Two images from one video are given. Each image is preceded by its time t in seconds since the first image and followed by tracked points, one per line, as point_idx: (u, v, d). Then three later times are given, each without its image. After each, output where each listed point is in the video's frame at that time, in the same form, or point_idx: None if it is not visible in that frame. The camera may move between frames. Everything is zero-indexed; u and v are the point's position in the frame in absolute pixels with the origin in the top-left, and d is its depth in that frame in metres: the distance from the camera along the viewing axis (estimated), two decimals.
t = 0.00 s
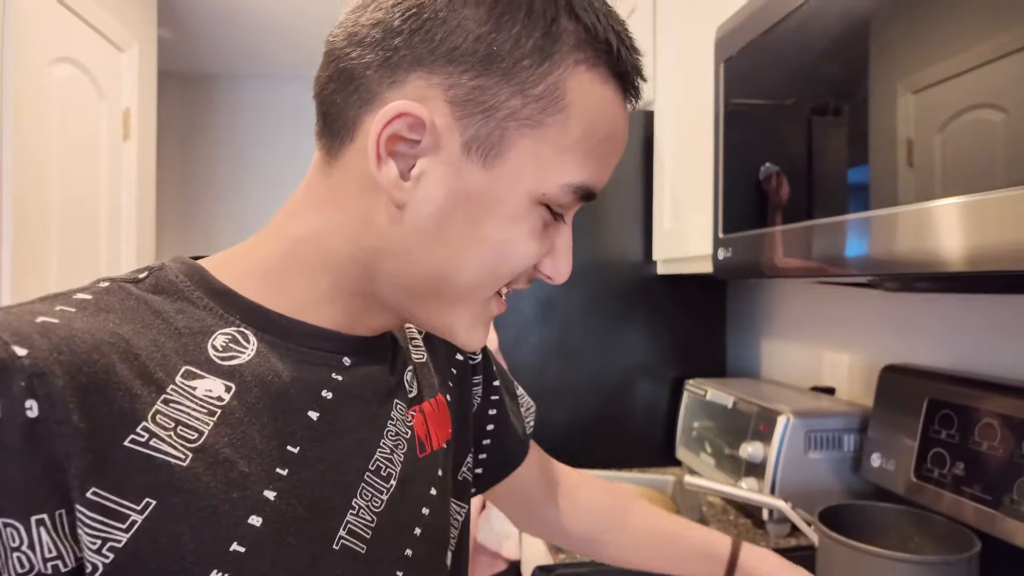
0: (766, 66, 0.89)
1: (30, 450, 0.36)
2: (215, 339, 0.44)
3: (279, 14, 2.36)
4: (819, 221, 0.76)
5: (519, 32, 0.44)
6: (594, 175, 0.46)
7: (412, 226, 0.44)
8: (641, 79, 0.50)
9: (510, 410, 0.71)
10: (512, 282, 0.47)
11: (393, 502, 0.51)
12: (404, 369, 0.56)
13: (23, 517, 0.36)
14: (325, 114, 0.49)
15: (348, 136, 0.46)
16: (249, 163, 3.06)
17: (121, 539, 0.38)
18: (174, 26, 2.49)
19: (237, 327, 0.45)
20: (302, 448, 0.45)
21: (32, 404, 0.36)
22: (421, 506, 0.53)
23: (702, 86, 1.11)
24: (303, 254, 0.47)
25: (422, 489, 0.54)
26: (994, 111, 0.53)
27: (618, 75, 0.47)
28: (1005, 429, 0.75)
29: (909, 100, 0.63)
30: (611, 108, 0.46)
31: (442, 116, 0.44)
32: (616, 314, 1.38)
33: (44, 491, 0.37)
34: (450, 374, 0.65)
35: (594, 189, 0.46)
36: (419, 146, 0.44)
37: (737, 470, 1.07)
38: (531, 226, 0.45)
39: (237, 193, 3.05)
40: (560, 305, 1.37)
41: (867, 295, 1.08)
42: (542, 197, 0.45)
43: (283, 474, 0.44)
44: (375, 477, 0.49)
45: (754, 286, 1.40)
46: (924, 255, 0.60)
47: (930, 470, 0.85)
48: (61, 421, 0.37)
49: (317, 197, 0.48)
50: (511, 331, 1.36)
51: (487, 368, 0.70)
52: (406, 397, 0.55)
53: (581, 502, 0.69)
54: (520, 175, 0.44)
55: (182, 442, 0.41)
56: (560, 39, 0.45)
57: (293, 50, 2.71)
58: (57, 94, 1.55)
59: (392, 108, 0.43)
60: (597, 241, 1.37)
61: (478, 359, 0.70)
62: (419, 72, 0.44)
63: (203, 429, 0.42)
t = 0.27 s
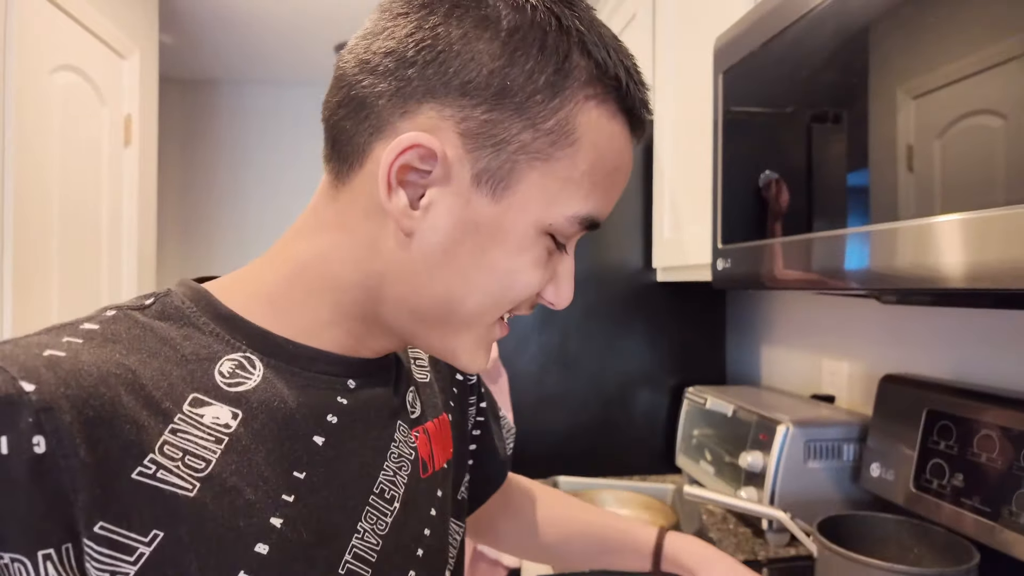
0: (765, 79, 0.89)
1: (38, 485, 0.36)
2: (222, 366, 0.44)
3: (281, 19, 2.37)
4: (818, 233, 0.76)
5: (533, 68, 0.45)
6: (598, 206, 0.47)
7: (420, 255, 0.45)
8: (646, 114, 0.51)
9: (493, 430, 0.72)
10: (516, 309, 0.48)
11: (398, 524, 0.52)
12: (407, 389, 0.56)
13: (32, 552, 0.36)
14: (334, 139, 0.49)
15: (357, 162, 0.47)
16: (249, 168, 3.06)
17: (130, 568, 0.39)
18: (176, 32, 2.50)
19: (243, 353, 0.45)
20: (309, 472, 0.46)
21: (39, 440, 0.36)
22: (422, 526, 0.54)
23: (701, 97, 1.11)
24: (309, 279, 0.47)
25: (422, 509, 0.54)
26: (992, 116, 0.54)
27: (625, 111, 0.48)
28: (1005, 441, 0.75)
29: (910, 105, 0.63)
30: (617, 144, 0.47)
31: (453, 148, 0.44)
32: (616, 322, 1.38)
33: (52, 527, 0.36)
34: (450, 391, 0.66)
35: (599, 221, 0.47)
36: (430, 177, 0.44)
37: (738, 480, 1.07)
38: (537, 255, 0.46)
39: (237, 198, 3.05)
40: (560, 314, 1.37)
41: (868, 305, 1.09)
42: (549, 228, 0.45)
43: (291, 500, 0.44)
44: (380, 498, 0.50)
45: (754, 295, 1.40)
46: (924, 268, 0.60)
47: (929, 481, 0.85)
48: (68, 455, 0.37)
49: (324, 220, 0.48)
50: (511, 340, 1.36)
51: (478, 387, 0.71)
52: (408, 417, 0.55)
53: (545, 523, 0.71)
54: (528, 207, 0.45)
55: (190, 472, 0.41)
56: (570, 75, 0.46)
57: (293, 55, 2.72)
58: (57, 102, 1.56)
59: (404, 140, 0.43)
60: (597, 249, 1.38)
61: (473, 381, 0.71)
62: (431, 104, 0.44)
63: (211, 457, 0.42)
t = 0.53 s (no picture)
0: (758, 87, 0.89)
1: (23, 513, 0.36)
2: (205, 387, 0.44)
3: (278, 22, 2.37)
4: (814, 242, 0.76)
5: (515, 91, 0.45)
6: (578, 226, 0.47)
7: (400, 274, 0.45)
8: (625, 135, 0.51)
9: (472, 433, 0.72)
10: (495, 325, 0.48)
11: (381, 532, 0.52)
12: (385, 400, 0.56)
13: None
14: (315, 156, 0.48)
15: (337, 180, 0.47)
16: (247, 171, 3.06)
17: None
18: (173, 35, 2.50)
19: (227, 372, 0.45)
20: (294, 489, 0.46)
21: (26, 472, 0.36)
22: (406, 537, 0.55)
23: (693, 102, 1.11)
24: (288, 296, 0.47)
25: (405, 521, 0.55)
26: (988, 119, 0.54)
27: (604, 134, 0.48)
28: (998, 450, 0.75)
29: (907, 109, 0.63)
30: (597, 166, 0.48)
31: (435, 168, 0.44)
32: (611, 327, 1.38)
33: (40, 559, 0.36)
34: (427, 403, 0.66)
35: (578, 240, 0.47)
36: (412, 197, 0.44)
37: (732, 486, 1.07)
38: (518, 274, 0.46)
39: (235, 201, 3.06)
40: (556, 319, 1.37)
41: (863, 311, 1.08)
42: (529, 247, 0.45)
43: (276, 518, 0.45)
44: (364, 513, 0.50)
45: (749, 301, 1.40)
46: (917, 279, 0.60)
47: (922, 489, 0.85)
48: (55, 486, 0.37)
49: (305, 236, 0.48)
50: (507, 346, 1.36)
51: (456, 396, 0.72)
52: (388, 430, 0.55)
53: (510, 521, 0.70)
54: (509, 227, 0.45)
55: (176, 495, 0.41)
56: (552, 99, 0.46)
57: (290, 58, 2.72)
58: (52, 107, 1.55)
59: (386, 160, 0.43)
60: (592, 254, 1.37)
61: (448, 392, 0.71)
62: (413, 124, 0.45)
63: (197, 480, 0.42)
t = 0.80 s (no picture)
0: (753, 91, 0.89)
1: (8, 516, 0.36)
2: (188, 393, 0.45)
3: (278, 24, 2.38)
4: (813, 248, 0.76)
5: (484, 104, 0.45)
6: (550, 235, 0.47)
7: (375, 281, 0.45)
8: (597, 145, 0.51)
9: (463, 434, 0.72)
10: (469, 331, 0.48)
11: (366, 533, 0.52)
12: (369, 405, 0.57)
13: None
14: (294, 166, 0.49)
15: (314, 190, 0.47)
16: (246, 172, 3.07)
17: None
18: (173, 37, 2.51)
19: (209, 379, 0.46)
20: (275, 491, 0.46)
21: (12, 475, 0.36)
22: (388, 538, 0.55)
23: (690, 106, 1.11)
24: (267, 301, 0.48)
25: (387, 522, 0.55)
26: (987, 121, 0.54)
27: (576, 145, 0.48)
28: (992, 453, 0.75)
29: (905, 111, 0.63)
30: (569, 176, 0.47)
31: (407, 177, 0.44)
32: (609, 329, 1.39)
33: (24, 561, 0.36)
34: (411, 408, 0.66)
35: (551, 247, 0.47)
36: (384, 206, 0.44)
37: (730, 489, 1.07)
38: (490, 280, 0.46)
39: (233, 202, 3.06)
40: (554, 322, 1.37)
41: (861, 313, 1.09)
42: (500, 255, 0.45)
43: (257, 520, 0.45)
44: (346, 513, 0.50)
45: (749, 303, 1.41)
46: (915, 283, 0.60)
47: (917, 492, 0.85)
48: (40, 489, 0.37)
49: (282, 245, 0.48)
50: (505, 348, 1.36)
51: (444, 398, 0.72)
52: (372, 434, 0.56)
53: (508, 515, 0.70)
54: (480, 235, 0.45)
55: (158, 498, 0.41)
56: (521, 111, 0.46)
57: (290, 60, 2.72)
58: (51, 109, 1.56)
59: (359, 170, 0.44)
60: (590, 257, 1.38)
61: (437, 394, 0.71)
62: (385, 136, 0.45)
63: (180, 483, 0.42)
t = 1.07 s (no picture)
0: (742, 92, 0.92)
1: (33, 479, 0.37)
2: (191, 372, 0.46)
3: (281, 28, 2.42)
4: (801, 244, 0.78)
5: (452, 109, 0.46)
6: (520, 228, 0.48)
7: (357, 271, 0.46)
8: (564, 146, 0.52)
9: (454, 422, 0.74)
10: (446, 319, 0.49)
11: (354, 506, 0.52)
12: (360, 387, 0.57)
13: (31, 539, 0.37)
14: (285, 169, 0.51)
15: (303, 185, 0.48)
16: (248, 173, 3.10)
17: (114, 553, 0.40)
18: (177, 40, 2.55)
19: (211, 360, 0.46)
20: (271, 462, 0.47)
21: (36, 438, 0.38)
22: (378, 516, 0.55)
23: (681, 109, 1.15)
24: (264, 291, 0.49)
25: (378, 500, 0.55)
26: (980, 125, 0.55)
27: (542, 147, 0.49)
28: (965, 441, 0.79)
29: (899, 112, 0.64)
30: (536, 176, 0.48)
31: (385, 175, 0.46)
32: (604, 326, 1.42)
33: (44, 517, 0.38)
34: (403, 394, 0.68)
35: (521, 239, 0.48)
36: (365, 202, 0.46)
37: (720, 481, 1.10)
38: (464, 270, 0.47)
39: (234, 203, 3.09)
40: (550, 319, 1.40)
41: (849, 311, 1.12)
42: (472, 245, 0.47)
43: (253, 488, 0.45)
44: (336, 486, 0.51)
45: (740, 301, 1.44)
46: (907, 279, 0.60)
47: (897, 481, 0.88)
48: (59, 454, 0.38)
49: (276, 239, 0.50)
50: (503, 344, 1.39)
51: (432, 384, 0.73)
52: (362, 415, 0.56)
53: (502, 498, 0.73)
54: (452, 228, 0.46)
55: (164, 464, 0.42)
56: (489, 115, 0.47)
57: (293, 62, 2.76)
58: (60, 111, 1.60)
59: (341, 169, 0.45)
60: (585, 256, 1.41)
61: (428, 381, 0.72)
62: (364, 139, 0.46)
63: (184, 450, 0.43)
